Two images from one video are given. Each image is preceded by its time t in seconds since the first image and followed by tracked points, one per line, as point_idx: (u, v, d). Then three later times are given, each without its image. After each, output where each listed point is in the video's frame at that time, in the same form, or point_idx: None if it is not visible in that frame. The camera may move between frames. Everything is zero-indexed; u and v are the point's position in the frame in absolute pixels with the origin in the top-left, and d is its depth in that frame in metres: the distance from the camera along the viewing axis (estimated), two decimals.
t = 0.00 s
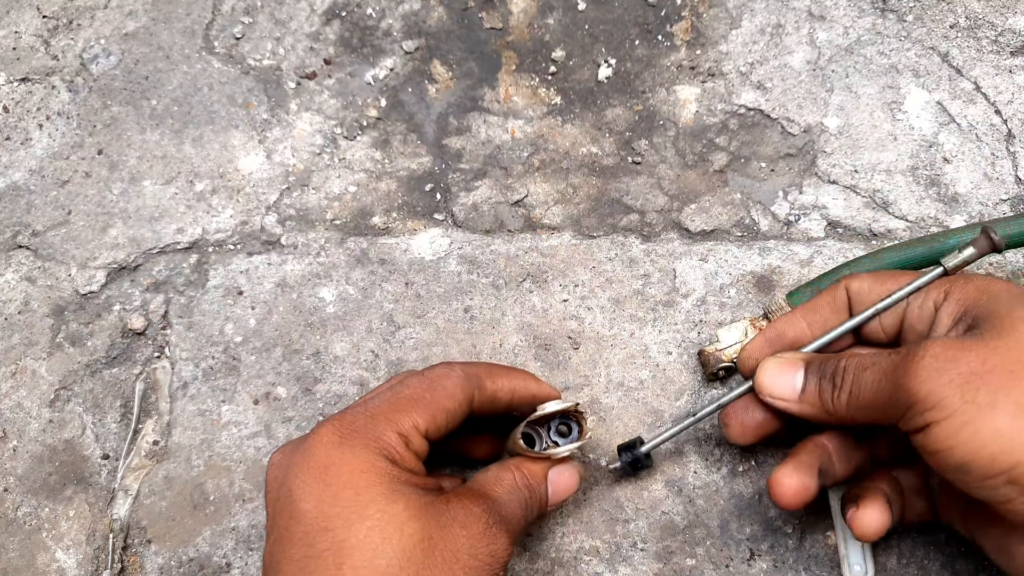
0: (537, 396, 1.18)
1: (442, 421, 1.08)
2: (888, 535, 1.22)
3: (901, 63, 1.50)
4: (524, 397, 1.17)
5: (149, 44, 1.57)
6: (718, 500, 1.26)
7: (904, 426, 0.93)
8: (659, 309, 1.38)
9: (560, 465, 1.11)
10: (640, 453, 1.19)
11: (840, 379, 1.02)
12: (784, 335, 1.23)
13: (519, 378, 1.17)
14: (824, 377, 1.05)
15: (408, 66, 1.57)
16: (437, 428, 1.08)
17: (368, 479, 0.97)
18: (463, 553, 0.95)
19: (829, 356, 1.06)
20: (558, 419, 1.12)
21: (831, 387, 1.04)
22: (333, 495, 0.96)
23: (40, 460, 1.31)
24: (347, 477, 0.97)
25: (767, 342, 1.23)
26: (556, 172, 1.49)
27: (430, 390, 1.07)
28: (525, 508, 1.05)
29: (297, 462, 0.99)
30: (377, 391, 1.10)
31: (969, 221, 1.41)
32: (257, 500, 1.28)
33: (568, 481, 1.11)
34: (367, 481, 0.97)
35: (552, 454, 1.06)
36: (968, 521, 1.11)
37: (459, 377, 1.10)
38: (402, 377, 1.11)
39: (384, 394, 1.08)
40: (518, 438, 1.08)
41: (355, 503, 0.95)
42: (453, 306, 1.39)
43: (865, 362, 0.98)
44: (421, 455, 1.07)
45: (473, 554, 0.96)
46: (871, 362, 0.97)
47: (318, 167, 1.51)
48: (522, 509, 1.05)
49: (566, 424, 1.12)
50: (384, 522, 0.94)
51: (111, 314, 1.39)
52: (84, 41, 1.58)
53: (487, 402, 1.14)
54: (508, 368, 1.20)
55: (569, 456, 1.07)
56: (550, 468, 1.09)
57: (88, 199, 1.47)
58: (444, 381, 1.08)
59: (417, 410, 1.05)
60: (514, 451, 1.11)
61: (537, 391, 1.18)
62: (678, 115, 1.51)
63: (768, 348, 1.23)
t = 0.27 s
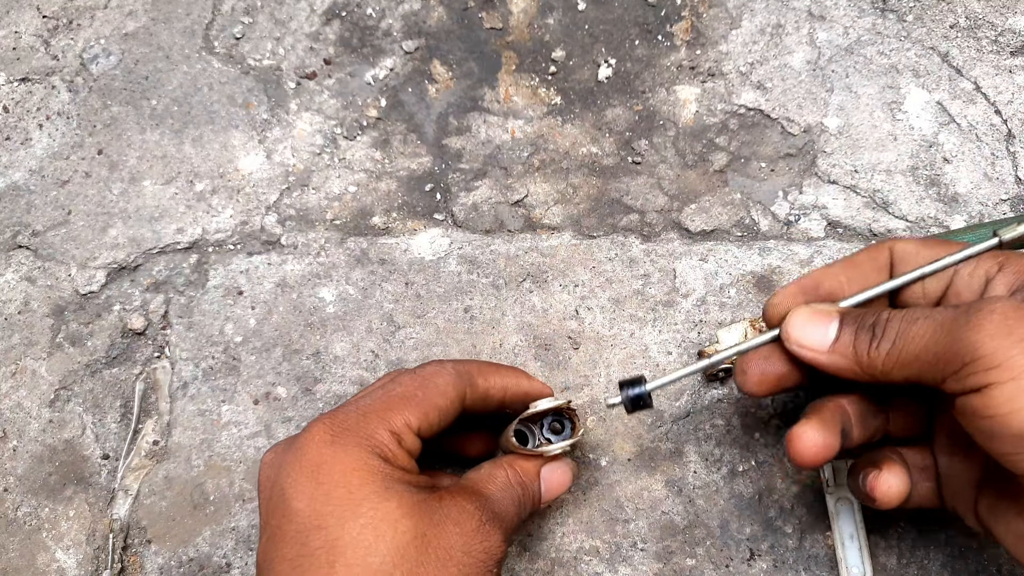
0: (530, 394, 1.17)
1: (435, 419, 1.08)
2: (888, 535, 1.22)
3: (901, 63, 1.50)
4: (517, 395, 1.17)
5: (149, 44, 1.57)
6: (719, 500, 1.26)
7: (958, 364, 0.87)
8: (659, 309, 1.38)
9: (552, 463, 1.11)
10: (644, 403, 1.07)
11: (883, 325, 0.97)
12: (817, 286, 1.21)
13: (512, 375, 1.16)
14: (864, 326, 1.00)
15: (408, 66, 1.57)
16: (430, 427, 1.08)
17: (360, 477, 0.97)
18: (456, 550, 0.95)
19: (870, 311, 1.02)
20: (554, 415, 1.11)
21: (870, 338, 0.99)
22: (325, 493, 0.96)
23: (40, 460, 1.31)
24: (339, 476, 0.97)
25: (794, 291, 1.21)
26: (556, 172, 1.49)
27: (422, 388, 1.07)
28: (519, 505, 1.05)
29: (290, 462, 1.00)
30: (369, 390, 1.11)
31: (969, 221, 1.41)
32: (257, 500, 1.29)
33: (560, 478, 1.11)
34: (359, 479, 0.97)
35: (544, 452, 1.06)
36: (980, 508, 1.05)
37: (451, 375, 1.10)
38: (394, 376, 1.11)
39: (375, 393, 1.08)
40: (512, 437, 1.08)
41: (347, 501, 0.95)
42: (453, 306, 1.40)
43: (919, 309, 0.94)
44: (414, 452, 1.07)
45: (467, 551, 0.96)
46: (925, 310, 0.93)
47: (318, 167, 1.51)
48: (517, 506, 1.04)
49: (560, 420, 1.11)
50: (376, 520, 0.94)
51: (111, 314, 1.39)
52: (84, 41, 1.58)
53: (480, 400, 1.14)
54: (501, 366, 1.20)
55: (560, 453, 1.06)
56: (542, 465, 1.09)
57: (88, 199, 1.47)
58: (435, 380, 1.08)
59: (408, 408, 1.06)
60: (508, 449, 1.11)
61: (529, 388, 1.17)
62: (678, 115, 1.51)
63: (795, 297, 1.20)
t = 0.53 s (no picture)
0: (548, 391, 1.18)
1: (452, 415, 1.08)
2: (888, 535, 1.22)
3: (901, 62, 1.50)
4: (534, 392, 1.17)
5: (149, 44, 1.57)
6: (718, 500, 1.26)
7: (888, 427, 0.83)
8: (659, 309, 1.38)
9: (574, 459, 1.10)
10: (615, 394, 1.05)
11: (808, 341, 0.88)
12: (759, 270, 1.16)
13: (529, 373, 1.17)
14: (791, 336, 0.91)
15: (408, 66, 1.57)
16: (448, 423, 1.09)
17: (379, 473, 0.97)
18: (475, 548, 0.95)
19: (802, 304, 0.91)
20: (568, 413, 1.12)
21: (797, 349, 0.90)
22: (344, 490, 0.96)
23: (40, 460, 1.31)
24: (357, 472, 0.97)
25: (738, 279, 1.16)
26: (556, 172, 1.49)
27: (440, 384, 1.08)
28: (539, 504, 1.05)
29: (308, 458, 1.00)
30: (387, 387, 1.11)
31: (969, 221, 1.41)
32: (257, 500, 1.29)
33: (582, 475, 1.10)
34: (377, 476, 0.97)
35: (567, 446, 1.06)
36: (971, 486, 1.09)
37: (468, 372, 1.11)
38: (412, 372, 1.12)
39: (394, 389, 1.08)
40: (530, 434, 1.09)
41: (365, 498, 0.95)
42: (453, 305, 1.40)
43: (847, 330, 0.84)
44: (432, 449, 1.07)
45: (485, 549, 0.96)
46: (854, 337, 0.83)
47: (318, 167, 1.51)
48: (536, 505, 1.05)
49: (575, 420, 1.12)
50: (395, 518, 0.94)
51: (111, 314, 1.39)
52: (84, 41, 1.58)
53: (498, 397, 1.14)
54: (518, 363, 1.20)
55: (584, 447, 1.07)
56: (564, 462, 1.09)
57: (88, 199, 1.47)
58: (454, 376, 1.09)
59: (426, 404, 1.06)
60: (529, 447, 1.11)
61: (546, 385, 1.18)
62: (678, 115, 1.51)
63: (740, 284, 1.16)
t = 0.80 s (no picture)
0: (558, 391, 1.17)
1: (463, 411, 1.08)
2: (888, 535, 1.22)
3: (901, 63, 1.50)
4: (544, 390, 1.16)
5: (149, 44, 1.57)
6: (718, 500, 1.26)
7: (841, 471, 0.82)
8: (659, 310, 1.38)
9: (585, 458, 1.12)
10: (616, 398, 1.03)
11: (754, 377, 0.85)
12: (713, 293, 1.12)
13: (540, 370, 1.17)
14: (741, 367, 0.87)
15: (408, 66, 1.57)
16: (458, 419, 1.09)
17: (390, 469, 0.97)
18: (487, 547, 0.95)
19: (747, 331, 0.87)
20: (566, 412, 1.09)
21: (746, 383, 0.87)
22: (355, 486, 0.96)
23: (40, 461, 1.31)
24: (368, 469, 0.97)
25: (695, 303, 1.13)
26: (556, 172, 1.49)
27: (451, 380, 1.08)
28: (551, 502, 1.05)
29: (318, 453, 1.00)
30: (397, 382, 1.11)
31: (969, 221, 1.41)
32: (257, 500, 1.29)
33: (593, 474, 1.12)
34: (389, 473, 0.97)
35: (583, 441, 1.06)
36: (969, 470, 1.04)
37: (479, 368, 1.10)
38: (423, 368, 1.12)
39: (404, 384, 1.08)
40: (548, 432, 1.09)
41: (377, 495, 0.95)
42: (453, 306, 1.40)
43: (786, 369, 0.81)
44: (442, 445, 1.07)
45: (497, 549, 0.95)
46: (795, 381, 0.80)
47: (318, 167, 1.51)
48: (548, 503, 1.05)
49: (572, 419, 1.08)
50: (407, 515, 0.94)
51: (111, 314, 1.39)
52: (84, 42, 1.58)
53: (508, 394, 1.14)
54: (527, 361, 1.20)
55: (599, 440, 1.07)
56: (576, 460, 1.10)
57: (88, 199, 1.47)
58: (464, 371, 1.09)
59: (437, 400, 1.06)
60: (541, 446, 1.12)
61: (557, 384, 1.17)
62: (678, 115, 1.51)
63: (698, 307, 1.13)
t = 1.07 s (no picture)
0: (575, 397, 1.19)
1: (484, 414, 1.08)
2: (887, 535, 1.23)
3: (902, 63, 1.50)
4: (563, 397, 1.18)
5: (149, 44, 1.57)
6: (719, 500, 1.26)
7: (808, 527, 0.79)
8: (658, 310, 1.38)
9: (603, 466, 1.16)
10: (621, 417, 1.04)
11: (713, 439, 0.84)
12: (664, 347, 1.05)
13: (559, 379, 1.18)
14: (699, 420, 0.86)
15: (408, 66, 1.57)
16: (478, 422, 1.08)
17: (414, 471, 0.97)
18: (509, 552, 0.95)
19: (700, 389, 0.85)
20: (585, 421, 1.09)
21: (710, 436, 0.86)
22: (380, 487, 0.96)
23: (40, 461, 1.31)
24: (393, 470, 0.97)
25: (649, 356, 1.07)
26: (556, 172, 1.49)
27: (474, 383, 1.07)
28: (571, 508, 1.06)
29: (342, 451, 1.00)
30: (419, 382, 1.10)
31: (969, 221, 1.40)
32: (256, 500, 1.29)
33: (609, 482, 1.16)
34: (413, 474, 0.96)
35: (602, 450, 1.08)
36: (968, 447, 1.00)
37: (501, 372, 1.10)
38: (445, 369, 1.11)
39: (428, 384, 1.08)
40: (574, 441, 1.09)
41: (401, 497, 0.95)
42: (453, 306, 1.40)
43: (737, 433, 0.79)
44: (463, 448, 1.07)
45: (519, 554, 0.96)
46: (744, 445, 0.78)
47: (318, 167, 1.51)
48: (568, 508, 1.05)
49: (590, 427, 1.08)
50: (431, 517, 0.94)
51: (111, 314, 1.39)
52: (84, 42, 1.58)
53: (527, 399, 1.15)
54: (545, 366, 1.21)
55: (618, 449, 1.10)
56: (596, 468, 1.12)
57: (88, 199, 1.47)
58: (488, 375, 1.09)
59: (460, 402, 1.06)
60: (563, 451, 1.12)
61: (575, 391, 1.19)
62: (678, 115, 1.51)
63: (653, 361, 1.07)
